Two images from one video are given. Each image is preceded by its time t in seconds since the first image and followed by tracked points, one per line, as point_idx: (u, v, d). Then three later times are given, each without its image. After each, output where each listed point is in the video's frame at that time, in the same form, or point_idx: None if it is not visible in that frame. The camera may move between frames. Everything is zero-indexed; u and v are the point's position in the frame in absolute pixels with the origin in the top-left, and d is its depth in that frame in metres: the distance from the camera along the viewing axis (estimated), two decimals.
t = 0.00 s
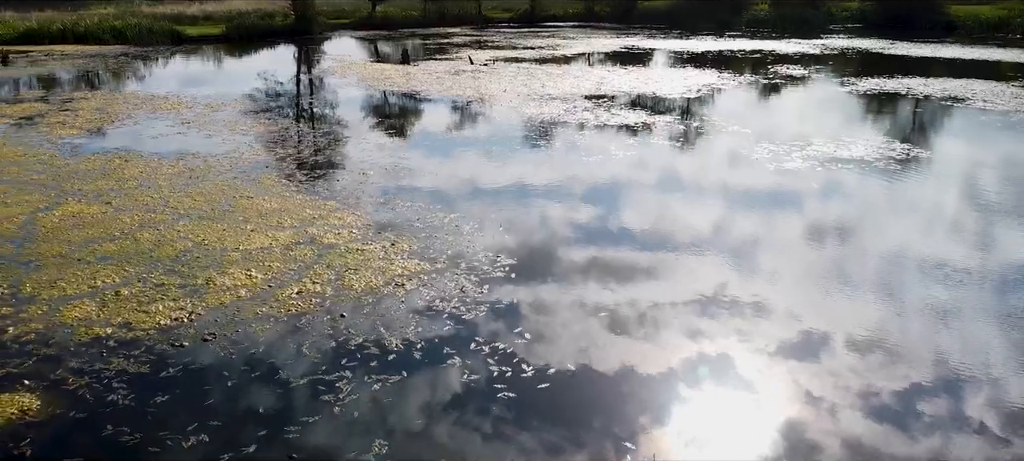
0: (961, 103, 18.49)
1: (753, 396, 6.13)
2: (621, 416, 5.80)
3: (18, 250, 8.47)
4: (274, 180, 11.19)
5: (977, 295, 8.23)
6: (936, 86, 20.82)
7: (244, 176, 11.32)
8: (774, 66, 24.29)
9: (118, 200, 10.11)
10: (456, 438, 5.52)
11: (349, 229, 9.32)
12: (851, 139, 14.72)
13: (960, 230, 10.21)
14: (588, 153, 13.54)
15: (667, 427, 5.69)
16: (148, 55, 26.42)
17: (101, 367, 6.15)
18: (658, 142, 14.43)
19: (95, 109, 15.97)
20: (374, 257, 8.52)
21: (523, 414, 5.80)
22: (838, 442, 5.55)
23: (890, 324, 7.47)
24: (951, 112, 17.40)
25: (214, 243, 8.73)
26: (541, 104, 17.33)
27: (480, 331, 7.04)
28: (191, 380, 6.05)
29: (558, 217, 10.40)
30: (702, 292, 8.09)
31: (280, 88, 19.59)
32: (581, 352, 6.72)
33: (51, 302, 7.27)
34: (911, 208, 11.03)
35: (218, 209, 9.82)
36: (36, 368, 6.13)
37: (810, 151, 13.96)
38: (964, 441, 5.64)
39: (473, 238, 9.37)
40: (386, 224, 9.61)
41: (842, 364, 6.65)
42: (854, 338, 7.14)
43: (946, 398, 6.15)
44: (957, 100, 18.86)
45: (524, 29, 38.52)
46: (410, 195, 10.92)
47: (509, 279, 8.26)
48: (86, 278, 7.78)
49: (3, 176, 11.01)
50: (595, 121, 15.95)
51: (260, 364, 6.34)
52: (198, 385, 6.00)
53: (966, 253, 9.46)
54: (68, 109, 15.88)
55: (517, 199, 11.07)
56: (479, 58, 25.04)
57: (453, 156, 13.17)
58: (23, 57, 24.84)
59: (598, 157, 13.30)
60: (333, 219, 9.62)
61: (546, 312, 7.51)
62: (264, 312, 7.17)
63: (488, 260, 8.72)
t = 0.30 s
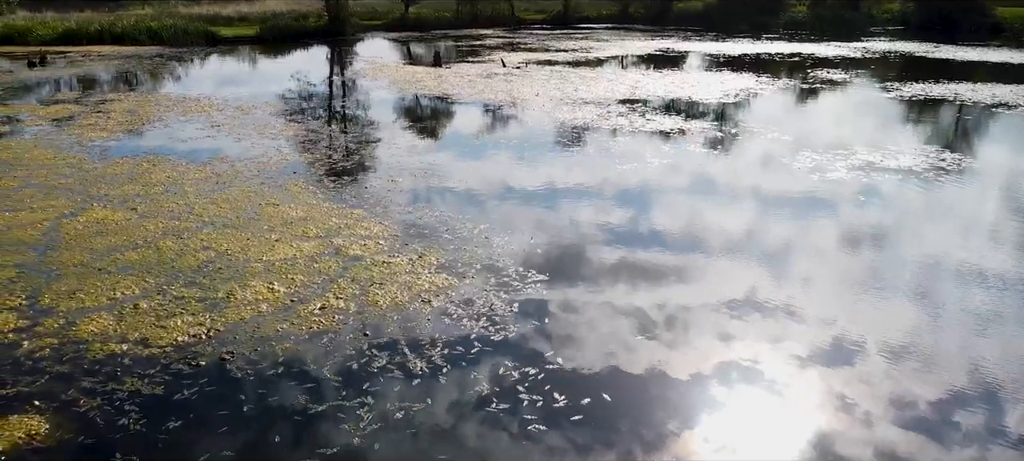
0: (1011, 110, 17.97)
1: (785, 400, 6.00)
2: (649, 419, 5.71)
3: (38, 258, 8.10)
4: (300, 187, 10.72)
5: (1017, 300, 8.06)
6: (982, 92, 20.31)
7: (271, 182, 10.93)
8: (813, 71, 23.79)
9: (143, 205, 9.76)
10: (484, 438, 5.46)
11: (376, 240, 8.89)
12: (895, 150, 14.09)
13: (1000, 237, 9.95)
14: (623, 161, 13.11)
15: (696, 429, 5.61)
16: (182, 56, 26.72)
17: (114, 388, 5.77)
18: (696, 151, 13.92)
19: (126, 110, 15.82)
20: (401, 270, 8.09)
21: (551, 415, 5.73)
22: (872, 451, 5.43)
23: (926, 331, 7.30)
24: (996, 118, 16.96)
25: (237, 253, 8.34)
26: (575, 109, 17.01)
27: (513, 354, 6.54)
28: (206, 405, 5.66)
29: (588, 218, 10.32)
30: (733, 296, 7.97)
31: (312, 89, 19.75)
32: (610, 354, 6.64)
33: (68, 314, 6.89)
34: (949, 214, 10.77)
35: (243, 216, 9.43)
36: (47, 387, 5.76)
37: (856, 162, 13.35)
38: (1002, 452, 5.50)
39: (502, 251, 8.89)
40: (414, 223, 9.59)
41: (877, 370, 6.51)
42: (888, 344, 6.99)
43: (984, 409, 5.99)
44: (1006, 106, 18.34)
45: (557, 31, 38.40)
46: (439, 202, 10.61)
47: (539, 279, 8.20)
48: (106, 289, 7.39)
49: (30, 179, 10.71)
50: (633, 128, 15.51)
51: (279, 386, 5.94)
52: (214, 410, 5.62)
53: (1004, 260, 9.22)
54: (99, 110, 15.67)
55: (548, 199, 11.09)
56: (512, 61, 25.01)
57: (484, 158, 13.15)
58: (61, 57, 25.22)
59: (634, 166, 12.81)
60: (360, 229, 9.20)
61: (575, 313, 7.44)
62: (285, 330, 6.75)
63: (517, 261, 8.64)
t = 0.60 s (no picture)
0: None
1: (815, 408, 5.88)
2: (676, 422, 5.62)
3: (59, 265, 7.91)
4: (327, 196, 10.41)
5: None
6: None
7: (297, 187, 10.70)
8: (853, 74, 23.22)
9: (167, 211, 9.55)
10: (509, 437, 5.41)
11: (401, 250, 8.56)
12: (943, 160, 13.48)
13: None
14: (658, 169, 12.62)
15: (723, 433, 5.52)
16: (216, 56, 27.01)
17: (124, 408, 5.50)
18: (732, 158, 13.38)
19: (156, 112, 15.78)
20: (426, 283, 7.72)
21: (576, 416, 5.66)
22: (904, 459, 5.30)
23: (962, 337, 7.12)
24: None
25: (259, 263, 8.06)
26: (607, 113, 16.66)
27: (541, 378, 6.11)
28: (218, 429, 5.35)
29: (618, 219, 10.22)
30: (764, 300, 7.82)
31: (343, 89, 19.87)
32: (638, 356, 6.55)
33: (84, 326, 6.63)
34: (988, 219, 10.49)
35: (267, 224, 9.17)
36: (56, 406, 5.50)
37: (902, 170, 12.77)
38: None
39: (531, 265, 8.42)
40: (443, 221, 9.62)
41: (911, 378, 6.37)
42: (923, 351, 6.82)
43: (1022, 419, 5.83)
44: None
45: (590, 33, 38.22)
46: (467, 208, 10.29)
47: (567, 280, 8.13)
48: (123, 300, 7.15)
49: (57, 182, 10.60)
50: (670, 133, 15.05)
51: (295, 410, 5.60)
52: (230, 425, 5.40)
53: None
54: (130, 112, 15.63)
55: (577, 199, 11.05)
56: (543, 63, 24.93)
57: (514, 158, 13.12)
58: (97, 56, 25.60)
59: (669, 173, 12.31)
60: (386, 238, 8.88)
61: (603, 315, 7.35)
62: (303, 346, 6.40)
63: (547, 260, 8.62)
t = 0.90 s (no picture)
0: None
1: (845, 413, 5.78)
2: (703, 427, 5.52)
3: (74, 273, 7.70)
4: (349, 204, 10.08)
5: None
6: None
7: (319, 194, 10.46)
8: (891, 79, 22.67)
9: (187, 218, 9.33)
10: (534, 438, 5.35)
11: (423, 262, 8.24)
12: (993, 170, 12.83)
13: None
14: (689, 178, 12.09)
15: (751, 440, 5.41)
16: (246, 57, 27.26)
17: (129, 433, 5.21)
18: (768, 167, 12.83)
19: (183, 114, 15.71)
20: (447, 299, 7.37)
21: (602, 418, 5.58)
22: None
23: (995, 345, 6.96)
24: None
25: (276, 275, 7.77)
26: (638, 118, 16.26)
27: (566, 401, 5.77)
28: (226, 457, 5.05)
29: (646, 222, 10.11)
30: (793, 305, 7.68)
31: (372, 91, 19.96)
32: (665, 360, 6.45)
33: (94, 341, 6.37)
34: None
35: (287, 233, 8.90)
36: (59, 429, 5.22)
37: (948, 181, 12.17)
38: None
39: (558, 282, 7.99)
40: (471, 220, 9.78)
41: (943, 385, 6.23)
42: (956, 357, 6.66)
43: None
44: None
45: (620, 35, 37.99)
46: (493, 218, 9.94)
47: (594, 282, 8.07)
48: (136, 313, 6.89)
49: (78, 186, 10.44)
50: (702, 139, 14.52)
51: (322, 404, 5.63)
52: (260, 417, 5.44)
53: None
54: (157, 114, 15.56)
55: (605, 200, 10.98)
56: (573, 66, 24.83)
57: (543, 159, 13.09)
58: (130, 58, 25.94)
59: (703, 182, 11.81)
60: (408, 250, 8.57)
61: (628, 318, 7.27)
62: (317, 367, 6.07)
63: (575, 261, 8.63)
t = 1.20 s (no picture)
0: None
1: (872, 418, 5.69)
2: (726, 431, 5.44)
3: (84, 282, 7.46)
4: (366, 214, 9.73)
5: None
6: None
7: (337, 201, 10.20)
8: (926, 84, 22.16)
9: (201, 225, 9.10)
10: (558, 440, 5.30)
11: (441, 275, 7.91)
12: None
13: None
14: (717, 186, 11.61)
15: (773, 444, 5.33)
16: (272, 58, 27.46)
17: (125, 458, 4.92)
18: (799, 175, 12.32)
19: (205, 116, 15.60)
20: (464, 316, 7.03)
21: (627, 418, 5.54)
22: None
23: None
24: None
25: (288, 288, 7.48)
26: (665, 123, 15.88)
27: (588, 402, 5.73)
28: None
29: (670, 224, 10.02)
30: (819, 309, 7.55)
31: (396, 92, 20.01)
32: (689, 363, 6.37)
33: (98, 356, 6.11)
34: None
35: (302, 243, 8.63)
36: (55, 452, 4.96)
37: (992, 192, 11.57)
38: None
39: (581, 298, 7.56)
40: (496, 222, 9.74)
41: (973, 392, 6.10)
42: (986, 365, 6.52)
43: None
44: None
45: (647, 37, 37.75)
46: (515, 227, 9.58)
47: (617, 284, 8.01)
48: (142, 327, 6.62)
49: (94, 190, 10.25)
50: (731, 146, 14.00)
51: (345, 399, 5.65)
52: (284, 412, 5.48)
53: None
54: (182, 115, 15.65)
55: (628, 203, 10.84)
56: (598, 68, 24.72)
57: (568, 161, 13.04)
58: (157, 58, 26.20)
59: (731, 191, 11.35)
60: (426, 262, 8.25)
61: (652, 320, 7.21)
62: (327, 388, 5.76)
63: (597, 262, 8.58)
